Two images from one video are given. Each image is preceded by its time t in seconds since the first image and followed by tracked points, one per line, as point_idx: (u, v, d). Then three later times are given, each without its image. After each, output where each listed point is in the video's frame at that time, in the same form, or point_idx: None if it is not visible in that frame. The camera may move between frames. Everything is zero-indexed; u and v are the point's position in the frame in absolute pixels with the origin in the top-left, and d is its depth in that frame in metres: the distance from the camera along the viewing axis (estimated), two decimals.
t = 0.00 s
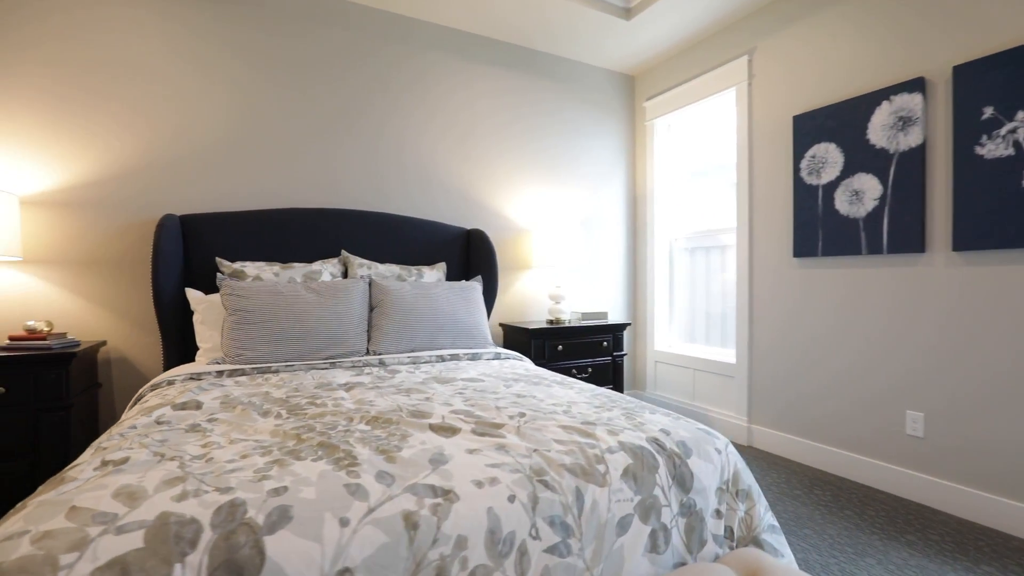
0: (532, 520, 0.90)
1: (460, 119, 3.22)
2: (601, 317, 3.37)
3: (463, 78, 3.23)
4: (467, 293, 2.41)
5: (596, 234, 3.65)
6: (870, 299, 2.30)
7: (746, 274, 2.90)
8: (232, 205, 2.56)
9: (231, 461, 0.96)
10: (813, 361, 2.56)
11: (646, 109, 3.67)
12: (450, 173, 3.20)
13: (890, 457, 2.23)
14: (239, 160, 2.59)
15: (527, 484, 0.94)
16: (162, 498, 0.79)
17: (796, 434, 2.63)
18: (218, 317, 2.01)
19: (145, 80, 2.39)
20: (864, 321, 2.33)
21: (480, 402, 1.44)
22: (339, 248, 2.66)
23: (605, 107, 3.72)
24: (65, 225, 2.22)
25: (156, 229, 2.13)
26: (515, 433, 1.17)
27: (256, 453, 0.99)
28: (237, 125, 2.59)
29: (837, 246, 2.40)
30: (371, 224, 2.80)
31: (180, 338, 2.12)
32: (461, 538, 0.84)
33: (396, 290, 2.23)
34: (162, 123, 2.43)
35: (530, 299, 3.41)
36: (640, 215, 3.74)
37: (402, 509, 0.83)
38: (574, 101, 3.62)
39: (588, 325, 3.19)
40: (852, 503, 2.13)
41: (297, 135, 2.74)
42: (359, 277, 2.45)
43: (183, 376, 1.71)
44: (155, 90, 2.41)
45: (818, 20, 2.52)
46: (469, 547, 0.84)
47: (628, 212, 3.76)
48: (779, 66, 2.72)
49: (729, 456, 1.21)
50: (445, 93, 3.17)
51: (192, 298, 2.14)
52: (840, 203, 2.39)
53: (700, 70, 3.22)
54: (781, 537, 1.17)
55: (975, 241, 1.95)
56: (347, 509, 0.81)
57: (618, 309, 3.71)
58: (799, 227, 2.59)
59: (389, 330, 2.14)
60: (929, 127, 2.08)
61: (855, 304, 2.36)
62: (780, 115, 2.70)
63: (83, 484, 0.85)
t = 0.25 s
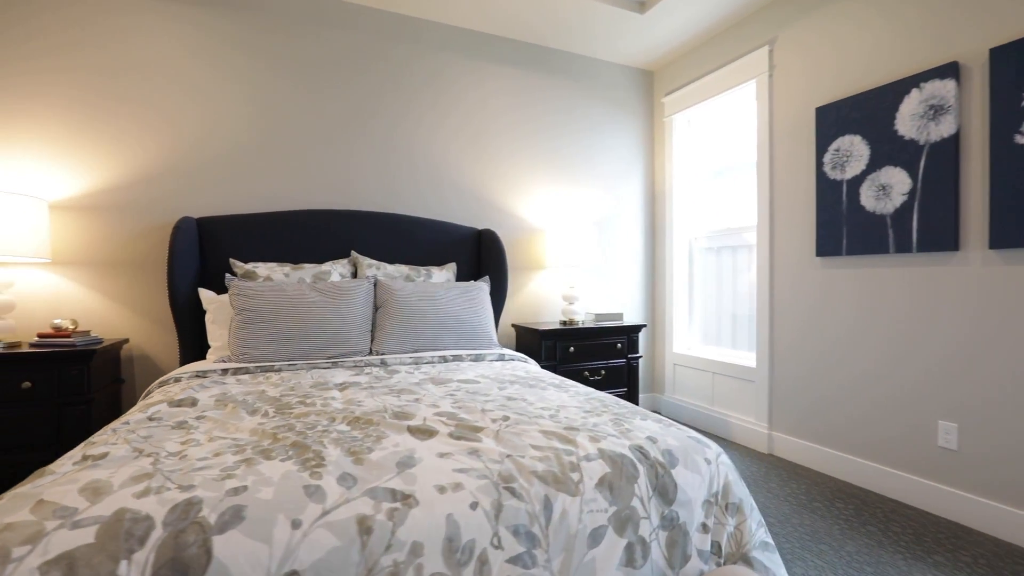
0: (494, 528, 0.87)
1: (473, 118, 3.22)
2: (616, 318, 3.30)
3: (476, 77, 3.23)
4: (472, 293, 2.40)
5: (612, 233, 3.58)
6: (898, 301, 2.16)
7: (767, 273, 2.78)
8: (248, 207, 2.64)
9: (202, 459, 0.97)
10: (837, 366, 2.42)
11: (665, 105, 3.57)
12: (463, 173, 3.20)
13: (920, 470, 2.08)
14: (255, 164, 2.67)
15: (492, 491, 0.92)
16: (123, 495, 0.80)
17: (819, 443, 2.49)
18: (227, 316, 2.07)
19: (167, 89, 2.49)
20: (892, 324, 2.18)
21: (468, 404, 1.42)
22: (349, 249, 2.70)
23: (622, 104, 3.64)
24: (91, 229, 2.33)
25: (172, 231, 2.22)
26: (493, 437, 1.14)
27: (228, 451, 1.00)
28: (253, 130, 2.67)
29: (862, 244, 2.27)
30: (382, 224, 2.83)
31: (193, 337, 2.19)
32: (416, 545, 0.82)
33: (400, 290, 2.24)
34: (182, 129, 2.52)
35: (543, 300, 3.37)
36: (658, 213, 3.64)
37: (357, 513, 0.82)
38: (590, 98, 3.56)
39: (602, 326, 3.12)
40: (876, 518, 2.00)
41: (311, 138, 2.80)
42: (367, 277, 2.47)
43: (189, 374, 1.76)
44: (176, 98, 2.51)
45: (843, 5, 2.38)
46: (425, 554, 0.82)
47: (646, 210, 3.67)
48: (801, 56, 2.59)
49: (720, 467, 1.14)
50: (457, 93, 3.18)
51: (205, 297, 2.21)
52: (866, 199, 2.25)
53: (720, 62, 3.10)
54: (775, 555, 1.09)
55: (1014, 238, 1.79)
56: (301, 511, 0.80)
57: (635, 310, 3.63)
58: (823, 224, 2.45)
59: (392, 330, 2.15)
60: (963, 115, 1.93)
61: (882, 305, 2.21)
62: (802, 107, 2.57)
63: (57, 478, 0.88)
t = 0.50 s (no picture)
0: (455, 531, 0.86)
1: (487, 118, 3.23)
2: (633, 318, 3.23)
3: (490, 77, 3.23)
4: (479, 293, 2.40)
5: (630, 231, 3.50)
6: (929, 302, 2.02)
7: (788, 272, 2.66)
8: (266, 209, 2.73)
9: (182, 452, 1.00)
10: (864, 371, 2.29)
11: (685, 100, 3.47)
12: (476, 173, 3.21)
13: (953, 484, 1.93)
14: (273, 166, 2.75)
15: (456, 493, 0.90)
16: (95, 485, 0.84)
17: (843, 452, 2.36)
18: (239, 315, 2.14)
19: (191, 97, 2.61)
20: (923, 327, 2.05)
21: (456, 404, 1.41)
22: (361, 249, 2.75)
23: (640, 100, 3.56)
24: (119, 231, 2.46)
25: (191, 233, 2.32)
26: (470, 438, 1.13)
27: (207, 446, 1.03)
28: (271, 134, 2.76)
29: (889, 242, 2.14)
30: (396, 225, 2.87)
31: (210, 334, 2.28)
32: (371, 545, 0.82)
33: (406, 290, 2.26)
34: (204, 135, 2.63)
35: (558, 300, 3.34)
36: (678, 210, 3.54)
37: (315, 511, 0.82)
38: (608, 94, 3.50)
39: (617, 327, 3.06)
40: (900, 533, 1.88)
41: (326, 140, 2.86)
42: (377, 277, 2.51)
43: (199, 370, 1.83)
44: (199, 105, 2.62)
45: None
46: (381, 555, 0.81)
47: (666, 208, 3.58)
48: (826, 44, 2.46)
49: (706, 476, 1.09)
50: (472, 94, 3.19)
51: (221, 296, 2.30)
52: (894, 193, 2.12)
53: (741, 53, 2.99)
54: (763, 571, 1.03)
55: None
56: (260, 506, 0.82)
57: (653, 310, 3.54)
58: (848, 221, 2.33)
59: (396, 329, 2.17)
60: (1000, 102, 1.79)
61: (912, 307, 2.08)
62: (827, 98, 2.45)
63: (43, 467, 0.92)
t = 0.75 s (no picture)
0: (418, 531, 0.86)
1: (501, 118, 3.24)
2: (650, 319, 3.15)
3: (504, 78, 3.25)
4: (487, 293, 2.40)
5: (649, 230, 3.43)
6: (962, 303, 1.89)
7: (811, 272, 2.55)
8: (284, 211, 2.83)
9: (169, 444, 1.04)
10: (891, 376, 2.17)
11: (705, 94, 3.38)
12: (491, 173, 3.22)
13: (988, 499, 1.80)
14: (293, 171, 2.87)
15: (422, 493, 0.90)
16: (79, 474, 0.88)
17: (869, 461, 2.24)
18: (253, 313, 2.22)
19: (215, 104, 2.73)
20: (956, 330, 1.91)
21: (446, 404, 1.41)
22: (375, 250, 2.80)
23: (659, 96, 3.49)
24: (147, 233, 2.59)
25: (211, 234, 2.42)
26: (450, 438, 1.12)
27: (194, 439, 1.07)
28: (290, 138, 2.87)
29: (914, 239, 2.02)
30: (410, 225, 2.91)
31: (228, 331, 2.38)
32: (334, 541, 0.82)
33: (413, 290, 2.28)
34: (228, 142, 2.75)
35: (573, 300, 3.30)
36: (698, 208, 3.46)
37: (280, 506, 0.84)
38: (625, 90, 3.45)
39: (632, 327, 3.00)
40: (927, 550, 1.76)
41: (344, 145, 2.97)
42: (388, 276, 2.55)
43: (211, 366, 1.90)
44: (222, 112, 2.74)
45: None
46: (342, 551, 0.82)
47: (686, 206, 3.49)
48: (850, 31, 2.34)
49: (690, 483, 1.05)
50: (486, 96, 3.22)
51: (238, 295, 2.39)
52: (923, 187, 2.00)
53: (762, 44, 2.88)
54: None
55: None
56: (228, 499, 0.84)
57: (672, 311, 3.46)
58: (873, 218, 2.21)
59: (402, 329, 2.20)
60: None
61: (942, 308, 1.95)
62: (852, 88, 2.33)
63: (39, 455, 0.98)
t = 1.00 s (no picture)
0: (385, 528, 0.87)
1: (516, 118, 3.25)
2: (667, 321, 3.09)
3: (519, 78, 3.25)
4: (495, 294, 2.41)
5: (668, 229, 3.35)
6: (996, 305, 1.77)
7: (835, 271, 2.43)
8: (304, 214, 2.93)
9: (163, 437, 1.09)
10: (919, 382, 2.05)
11: (726, 89, 3.29)
12: (506, 173, 3.23)
13: None
14: (312, 175, 2.97)
15: (392, 492, 0.91)
16: (75, 463, 0.93)
17: (897, 472, 2.12)
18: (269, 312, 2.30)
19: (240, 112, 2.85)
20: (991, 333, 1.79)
21: (438, 403, 1.42)
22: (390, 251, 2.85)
23: (678, 92, 3.42)
24: (175, 236, 2.73)
25: (232, 237, 2.54)
26: (431, 437, 1.13)
27: (188, 432, 1.12)
28: (309, 143, 2.96)
29: (945, 236, 1.90)
30: (424, 226, 2.95)
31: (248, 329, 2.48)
32: (302, 535, 0.85)
33: (421, 290, 2.32)
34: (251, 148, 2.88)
35: (589, 300, 3.27)
36: (720, 206, 3.36)
37: (253, 499, 0.87)
38: (643, 86, 3.39)
39: (648, 328, 2.94)
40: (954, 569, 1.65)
41: (361, 149, 3.05)
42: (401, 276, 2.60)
43: (226, 363, 1.98)
44: (247, 119, 2.87)
45: None
46: (310, 545, 0.84)
47: (706, 204, 3.40)
48: (876, 18, 2.22)
49: (671, 490, 1.01)
50: (501, 96, 3.23)
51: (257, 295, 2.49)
52: (953, 180, 1.88)
53: (785, 35, 2.77)
54: None
55: None
56: (205, 490, 0.87)
57: (692, 312, 3.37)
58: (900, 214, 2.09)
59: (410, 328, 2.23)
60: None
61: (976, 310, 1.83)
62: (877, 77, 2.21)
63: (46, 444, 1.04)
